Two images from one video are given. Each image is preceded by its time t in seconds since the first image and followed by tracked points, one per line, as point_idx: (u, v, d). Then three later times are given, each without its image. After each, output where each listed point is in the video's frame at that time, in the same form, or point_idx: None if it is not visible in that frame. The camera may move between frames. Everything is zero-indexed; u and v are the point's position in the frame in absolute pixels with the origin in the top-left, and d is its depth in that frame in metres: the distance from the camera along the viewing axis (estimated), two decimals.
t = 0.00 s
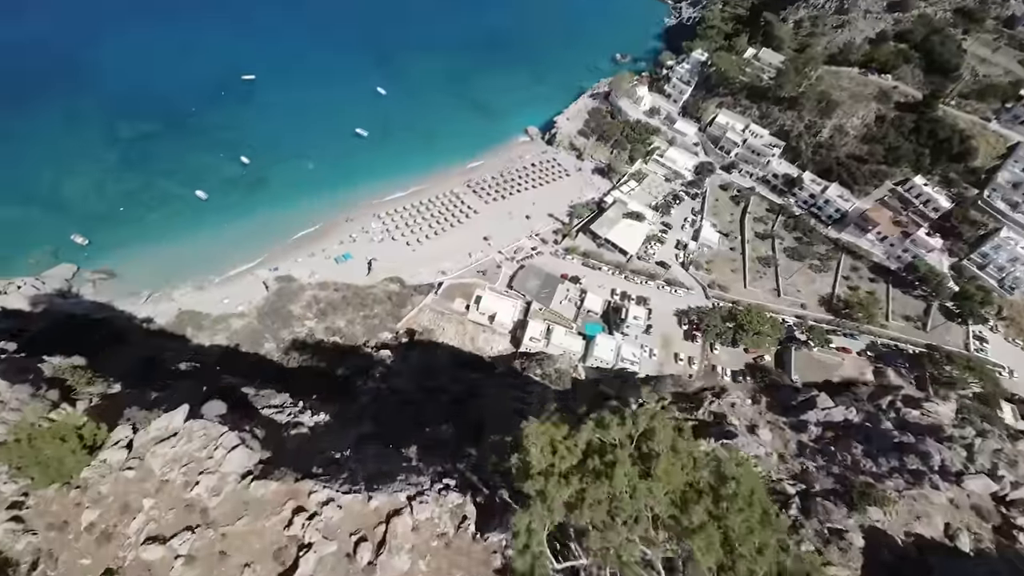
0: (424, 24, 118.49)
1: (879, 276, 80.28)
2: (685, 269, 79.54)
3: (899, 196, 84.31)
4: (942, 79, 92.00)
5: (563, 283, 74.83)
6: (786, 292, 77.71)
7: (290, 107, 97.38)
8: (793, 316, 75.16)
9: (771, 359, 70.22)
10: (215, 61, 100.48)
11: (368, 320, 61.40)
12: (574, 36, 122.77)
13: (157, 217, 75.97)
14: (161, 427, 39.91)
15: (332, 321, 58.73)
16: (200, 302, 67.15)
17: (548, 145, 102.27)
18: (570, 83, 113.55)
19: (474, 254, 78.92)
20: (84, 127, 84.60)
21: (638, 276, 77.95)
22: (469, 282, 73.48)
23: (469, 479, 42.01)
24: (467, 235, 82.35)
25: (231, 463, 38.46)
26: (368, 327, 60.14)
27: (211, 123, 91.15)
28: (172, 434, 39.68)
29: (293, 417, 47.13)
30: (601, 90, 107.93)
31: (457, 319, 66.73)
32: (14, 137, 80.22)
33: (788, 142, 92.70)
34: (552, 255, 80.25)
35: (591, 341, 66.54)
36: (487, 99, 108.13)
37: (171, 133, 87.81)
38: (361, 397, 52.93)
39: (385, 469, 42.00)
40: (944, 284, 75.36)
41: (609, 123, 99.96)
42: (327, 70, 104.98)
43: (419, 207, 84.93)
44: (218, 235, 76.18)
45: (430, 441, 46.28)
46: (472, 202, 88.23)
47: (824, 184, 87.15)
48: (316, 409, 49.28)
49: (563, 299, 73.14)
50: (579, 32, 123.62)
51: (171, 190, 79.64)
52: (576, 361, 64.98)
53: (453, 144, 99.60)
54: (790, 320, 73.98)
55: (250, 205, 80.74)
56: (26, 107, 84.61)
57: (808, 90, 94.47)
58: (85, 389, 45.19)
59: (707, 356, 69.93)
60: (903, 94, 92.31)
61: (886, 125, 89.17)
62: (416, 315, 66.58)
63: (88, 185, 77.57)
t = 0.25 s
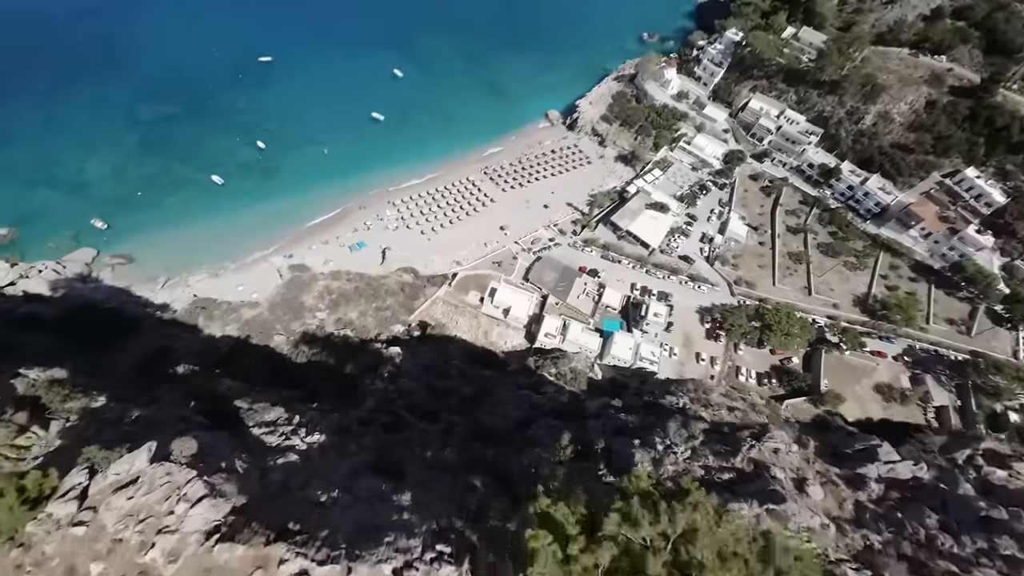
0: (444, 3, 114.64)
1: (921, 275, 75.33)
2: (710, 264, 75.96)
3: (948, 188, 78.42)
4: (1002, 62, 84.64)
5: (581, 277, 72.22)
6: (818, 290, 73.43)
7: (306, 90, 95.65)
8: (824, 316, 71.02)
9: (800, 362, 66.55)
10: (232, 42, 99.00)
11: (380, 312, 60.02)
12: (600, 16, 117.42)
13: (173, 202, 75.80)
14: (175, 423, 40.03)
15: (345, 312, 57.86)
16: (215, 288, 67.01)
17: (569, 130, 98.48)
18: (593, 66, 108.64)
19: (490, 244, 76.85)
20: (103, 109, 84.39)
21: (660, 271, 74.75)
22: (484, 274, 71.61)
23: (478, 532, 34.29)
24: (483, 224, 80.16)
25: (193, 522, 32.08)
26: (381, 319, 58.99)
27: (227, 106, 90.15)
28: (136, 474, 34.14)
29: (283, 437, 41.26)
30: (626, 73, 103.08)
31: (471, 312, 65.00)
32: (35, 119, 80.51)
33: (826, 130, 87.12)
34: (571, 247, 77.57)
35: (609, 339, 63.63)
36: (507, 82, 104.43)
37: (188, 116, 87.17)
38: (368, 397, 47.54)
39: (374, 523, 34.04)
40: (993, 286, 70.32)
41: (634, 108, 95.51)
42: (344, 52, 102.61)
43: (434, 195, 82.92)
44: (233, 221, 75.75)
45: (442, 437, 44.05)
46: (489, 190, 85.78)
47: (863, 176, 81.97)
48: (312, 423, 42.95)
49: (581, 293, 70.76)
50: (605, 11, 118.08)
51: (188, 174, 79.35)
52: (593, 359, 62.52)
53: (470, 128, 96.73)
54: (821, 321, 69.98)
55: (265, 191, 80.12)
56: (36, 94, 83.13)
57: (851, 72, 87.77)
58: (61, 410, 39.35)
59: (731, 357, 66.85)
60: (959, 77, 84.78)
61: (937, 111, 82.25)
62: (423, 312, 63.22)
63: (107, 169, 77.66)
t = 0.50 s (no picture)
0: None
1: (959, 276, 71.08)
2: (731, 262, 72.58)
3: (993, 184, 72.67)
4: None
5: (595, 274, 69.65)
6: (847, 291, 69.63)
7: (316, 78, 93.80)
8: (853, 319, 67.27)
9: (825, 367, 63.23)
10: (242, 29, 97.35)
11: (388, 309, 58.36)
12: None
13: (183, 193, 75.12)
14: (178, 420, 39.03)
15: (351, 309, 56.46)
16: (224, 281, 66.32)
17: (586, 120, 95.05)
18: (611, 51, 104.42)
19: (501, 238, 74.70)
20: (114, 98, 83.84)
21: (678, 268, 71.66)
22: (494, 269, 69.37)
23: None
24: (495, 217, 77.91)
25: None
26: (388, 316, 57.35)
27: (237, 94, 88.90)
28: (71, 541, 28.96)
29: (265, 469, 36.78)
30: (647, 59, 98.73)
31: (480, 309, 62.95)
32: (48, 109, 80.37)
33: (860, 119, 82.28)
34: (585, 242, 74.91)
35: (623, 340, 60.98)
36: (522, 69, 101.02)
37: (198, 104, 86.21)
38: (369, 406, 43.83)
39: None
40: None
41: (654, 96, 91.53)
42: (355, 38, 100.21)
43: (445, 187, 80.80)
44: (241, 212, 74.81)
45: (450, 450, 40.97)
46: (501, 182, 83.29)
47: (899, 169, 77.38)
48: (298, 451, 38.27)
49: (594, 291, 68.19)
50: None
51: (197, 164, 78.51)
52: (606, 361, 60.14)
53: (483, 118, 93.94)
54: (849, 323, 66.22)
55: (274, 181, 78.96)
56: (50, 83, 83.12)
57: (891, 58, 81.85)
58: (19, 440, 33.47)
59: (752, 360, 63.83)
60: (1010, 62, 78.72)
61: (984, 100, 76.40)
62: (431, 310, 61.13)
63: (118, 158, 77.28)
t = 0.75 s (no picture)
0: None
1: (993, 279, 67.39)
2: (749, 262, 69.38)
3: None
4: None
5: (606, 273, 67.06)
6: (872, 294, 66.05)
7: (321, 68, 91.62)
8: (879, 323, 63.69)
9: (848, 374, 60.08)
10: (248, 18, 95.48)
11: (391, 308, 56.37)
12: None
13: (186, 186, 73.90)
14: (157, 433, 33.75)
15: (353, 307, 54.67)
16: (226, 278, 64.96)
17: (599, 112, 91.79)
18: (626, 40, 100.74)
19: (509, 235, 72.46)
20: (119, 89, 82.60)
21: (693, 268, 68.65)
22: (502, 267, 67.11)
23: None
24: (503, 213, 75.54)
25: None
26: (391, 316, 55.32)
27: (242, 86, 87.16)
28: None
29: (232, 514, 28.90)
30: (664, 48, 94.89)
31: (486, 308, 60.89)
32: (54, 101, 79.60)
33: (890, 112, 77.99)
34: (596, 239, 72.19)
35: (635, 343, 58.46)
36: (533, 59, 97.80)
37: (202, 96, 84.63)
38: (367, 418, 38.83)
39: None
40: None
41: (670, 87, 87.99)
42: (362, 27, 97.65)
43: (452, 181, 78.58)
44: (244, 207, 73.48)
45: (451, 468, 35.15)
46: (510, 176, 80.77)
47: (931, 165, 73.40)
48: (276, 484, 30.73)
49: (606, 291, 65.72)
50: None
51: (201, 157, 77.21)
52: (617, 365, 57.91)
53: (492, 110, 91.19)
54: (875, 328, 62.70)
55: (278, 175, 77.37)
56: (58, 73, 82.42)
57: (926, 45, 77.19)
58: None
59: (770, 366, 60.90)
60: None
61: None
62: (436, 309, 59.20)
63: (122, 151, 76.22)
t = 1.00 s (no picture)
0: None
1: None
2: (766, 262, 66.27)
3: None
4: None
5: (616, 273, 64.37)
6: (898, 297, 62.69)
7: (324, 59, 89.27)
8: (904, 328, 60.45)
9: (871, 382, 57.07)
10: (250, 8, 93.26)
11: (393, 309, 54.32)
12: None
13: (186, 182, 72.23)
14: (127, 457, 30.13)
15: (352, 308, 52.65)
16: (224, 276, 63.29)
17: (609, 105, 88.63)
18: (639, 30, 97.19)
19: (515, 233, 70.11)
20: (118, 81, 80.85)
21: (707, 268, 65.75)
22: (508, 266, 64.45)
23: None
24: (509, 210, 73.07)
25: None
26: (391, 318, 53.15)
27: (243, 77, 85.09)
28: None
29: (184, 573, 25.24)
30: (678, 38, 91.27)
31: (491, 310, 58.57)
32: (53, 92, 78.10)
33: (919, 104, 74.02)
34: (606, 238, 69.45)
35: (646, 347, 55.85)
36: (542, 50, 94.66)
37: (203, 87, 82.72)
38: (361, 431, 35.09)
39: None
40: None
41: (684, 79, 84.63)
42: (367, 17, 95.02)
43: (457, 176, 76.16)
44: (244, 202, 71.69)
45: (449, 492, 31.41)
46: (517, 171, 78.13)
47: (961, 161, 69.71)
48: (243, 531, 26.98)
49: (615, 292, 63.09)
50: None
51: (201, 152, 75.45)
52: (626, 370, 55.44)
53: (499, 103, 88.34)
54: (900, 334, 59.46)
55: (279, 170, 75.42)
56: (59, 64, 80.94)
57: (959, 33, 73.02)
58: None
59: (788, 373, 57.98)
60: None
61: None
62: (439, 310, 57.20)
63: (121, 145, 74.64)
